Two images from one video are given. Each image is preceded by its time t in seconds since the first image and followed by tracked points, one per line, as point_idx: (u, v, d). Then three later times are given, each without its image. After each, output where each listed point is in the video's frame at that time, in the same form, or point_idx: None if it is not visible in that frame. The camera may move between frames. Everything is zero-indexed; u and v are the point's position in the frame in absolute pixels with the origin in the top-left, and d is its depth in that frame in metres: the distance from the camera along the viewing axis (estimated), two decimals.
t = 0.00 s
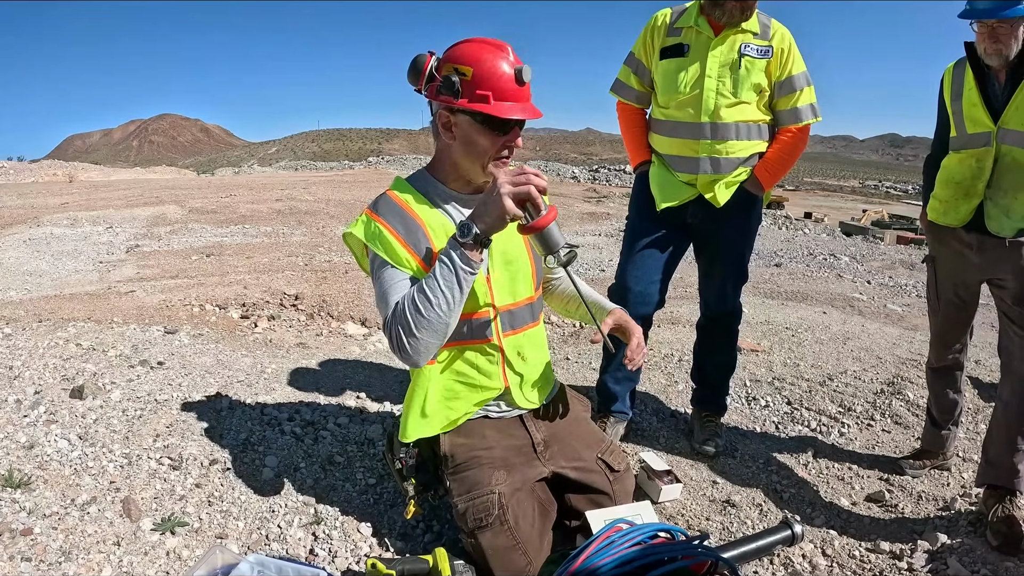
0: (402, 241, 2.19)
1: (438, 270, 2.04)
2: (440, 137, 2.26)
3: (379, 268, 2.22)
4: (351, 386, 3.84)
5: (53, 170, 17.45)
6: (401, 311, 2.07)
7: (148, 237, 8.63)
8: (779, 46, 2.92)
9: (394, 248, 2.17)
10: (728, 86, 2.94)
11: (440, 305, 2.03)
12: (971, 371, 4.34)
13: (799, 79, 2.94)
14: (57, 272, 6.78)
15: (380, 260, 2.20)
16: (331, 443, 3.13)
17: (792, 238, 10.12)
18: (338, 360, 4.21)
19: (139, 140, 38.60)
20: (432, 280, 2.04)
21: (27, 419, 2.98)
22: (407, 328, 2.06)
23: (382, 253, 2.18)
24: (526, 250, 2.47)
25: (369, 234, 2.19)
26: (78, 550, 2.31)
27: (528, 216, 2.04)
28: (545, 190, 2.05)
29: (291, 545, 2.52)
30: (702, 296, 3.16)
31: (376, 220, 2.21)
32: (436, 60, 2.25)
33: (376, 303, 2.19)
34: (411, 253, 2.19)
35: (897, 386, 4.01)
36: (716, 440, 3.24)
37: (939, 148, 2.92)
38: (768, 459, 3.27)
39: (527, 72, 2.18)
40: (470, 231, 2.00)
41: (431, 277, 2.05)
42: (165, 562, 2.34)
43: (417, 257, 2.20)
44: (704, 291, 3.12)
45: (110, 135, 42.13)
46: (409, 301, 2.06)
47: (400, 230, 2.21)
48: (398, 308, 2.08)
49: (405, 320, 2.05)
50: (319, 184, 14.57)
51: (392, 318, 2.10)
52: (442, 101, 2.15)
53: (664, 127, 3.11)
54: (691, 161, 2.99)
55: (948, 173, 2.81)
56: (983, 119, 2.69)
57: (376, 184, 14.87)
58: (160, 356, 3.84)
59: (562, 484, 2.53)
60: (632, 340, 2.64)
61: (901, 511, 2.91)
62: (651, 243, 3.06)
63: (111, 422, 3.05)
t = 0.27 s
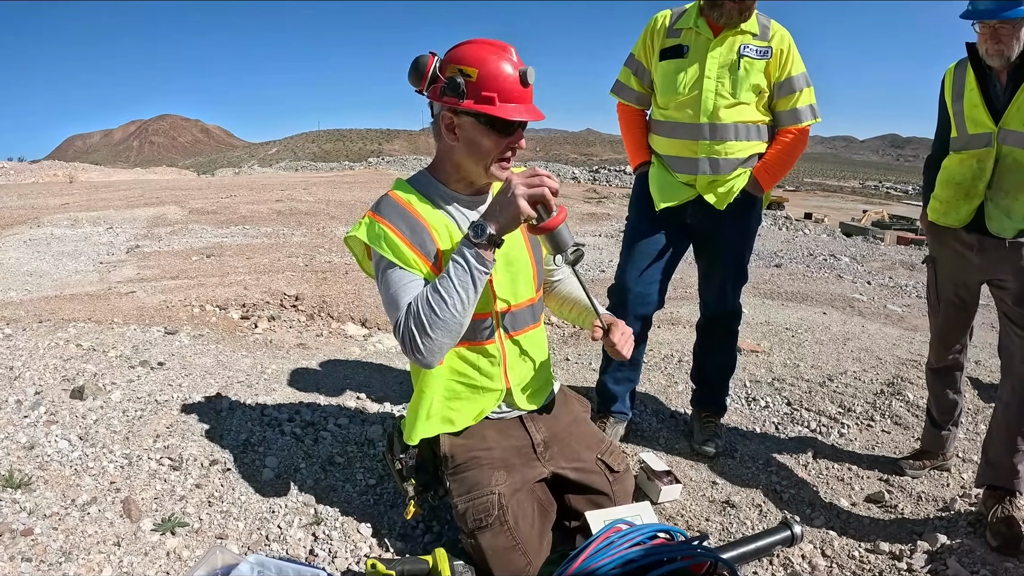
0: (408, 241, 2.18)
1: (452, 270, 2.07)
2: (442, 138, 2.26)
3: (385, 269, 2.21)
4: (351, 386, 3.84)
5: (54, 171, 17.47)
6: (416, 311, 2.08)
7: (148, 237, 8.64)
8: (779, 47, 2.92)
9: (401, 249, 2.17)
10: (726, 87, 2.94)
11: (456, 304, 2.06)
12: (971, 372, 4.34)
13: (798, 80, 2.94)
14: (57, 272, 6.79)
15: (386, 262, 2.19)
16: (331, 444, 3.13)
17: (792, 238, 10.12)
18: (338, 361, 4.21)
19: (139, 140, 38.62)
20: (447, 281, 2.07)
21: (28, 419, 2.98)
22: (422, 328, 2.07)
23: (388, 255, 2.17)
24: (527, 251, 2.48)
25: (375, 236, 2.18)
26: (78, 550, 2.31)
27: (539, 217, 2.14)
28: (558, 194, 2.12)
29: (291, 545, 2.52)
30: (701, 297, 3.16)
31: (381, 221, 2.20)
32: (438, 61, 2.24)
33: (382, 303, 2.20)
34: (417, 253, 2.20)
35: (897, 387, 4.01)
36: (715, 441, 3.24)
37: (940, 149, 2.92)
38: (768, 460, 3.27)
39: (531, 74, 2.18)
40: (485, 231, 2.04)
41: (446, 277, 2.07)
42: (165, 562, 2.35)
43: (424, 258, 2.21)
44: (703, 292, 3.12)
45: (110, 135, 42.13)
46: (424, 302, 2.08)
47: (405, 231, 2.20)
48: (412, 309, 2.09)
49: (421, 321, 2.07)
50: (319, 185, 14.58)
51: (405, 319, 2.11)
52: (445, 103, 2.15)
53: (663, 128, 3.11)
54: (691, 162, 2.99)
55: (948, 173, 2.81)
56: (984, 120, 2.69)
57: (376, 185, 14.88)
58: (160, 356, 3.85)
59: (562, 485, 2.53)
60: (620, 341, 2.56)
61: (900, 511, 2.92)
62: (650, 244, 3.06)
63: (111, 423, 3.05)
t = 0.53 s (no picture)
0: (406, 246, 2.17)
1: (469, 285, 2.07)
2: (441, 139, 2.26)
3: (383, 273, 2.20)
4: (350, 387, 3.84)
5: (54, 172, 17.49)
6: (425, 319, 2.08)
7: (147, 238, 8.64)
8: (778, 47, 2.91)
9: (399, 254, 2.15)
10: (726, 87, 2.93)
11: (468, 320, 2.07)
12: (972, 372, 4.33)
13: (798, 80, 2.94)
14: (57, 273, 6.79)
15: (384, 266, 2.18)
16: (330, 445, 3.13)
17: (792, 239, 10.12)
18: (337, 362, 4.21)
19: (139, 141, 38.64)
20: (464, 296, 2.06)
21: (27, 420, 2.98)
22: (429, 336, 2.07)
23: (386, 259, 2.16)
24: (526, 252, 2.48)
25: (372, 240, 2.16)
26: (76, 551, 2.31)
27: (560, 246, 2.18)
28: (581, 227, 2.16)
29: (289, 546, 2.52)
30: (701, 298, 3.16)
31: (379, 224, 2.18)
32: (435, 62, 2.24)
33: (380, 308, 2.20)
34: (416, 258, 2.18)
35: (897, 387, 4.00)
36: (715, 442, 3.23)
37: (940, 148, 2.92)
38: (768, 460, 3.26)
39: (530, 74, 2.19)
40: (508, 254, 2.06)
41: (462, 291, 2.07)
42: (164, 563, 2.34)
43: (423, 263, 2.20)
44: (703, 293, 3.12)
45: (111, 136, 42.16)
46: (435, 311, 2.07)
47: (403, 235, 2.19)
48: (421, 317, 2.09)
49: (431, 331, 2.06)
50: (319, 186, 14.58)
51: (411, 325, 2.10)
52: (445, 104, 2.15)
53: (663, 128, 3.11)
54: (690, 163, 2.99)
55: (948, 173, 2.81)
56: (984, 120, 2.68)
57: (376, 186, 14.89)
58: (160, 357, 3.84)
59: (561, 486, 2.52)
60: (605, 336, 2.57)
61: (900, 512, 2.91)
62: (649, 245, 3.06)
63: (110, 424, 3.05)
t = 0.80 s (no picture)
0: (403, 256, 2.17)
1: (478, 310, 2.12)
2: (441, 143, 2.25)
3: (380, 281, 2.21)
4: (350, 388, 3.83)
5: (54, 172, 17.51)
6: (427, 333, 2.13)
7: (147, 238, 8.64)
8: (779, 47, 2.91)
9: (397, 265, 2.16)
10: (726, 87, 2.93)
11: (471, 341, 2.13)
12: (972, 373, 4.33)
13: (799, 80, 2.93)
14: (56, 274, 6.79)
15: (381, 275, 2.18)
16: (329, 446, 3.12)
17: (792, 239, 10.11)
18: (337, 362, 4.21)
19: (139, 142, 38.65)
20: (471, 319, 2.12)
21: (26, 421, 2.97)
22: (430, 352, 2.12)
23: (384, 268, 2.16)
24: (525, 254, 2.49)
25: (369, 249, 2.16)
26: (75, 552, 2.30)
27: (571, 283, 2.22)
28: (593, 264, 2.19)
29: (288, 548, 2.51)
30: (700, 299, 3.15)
31: (376, 232, 2.18)
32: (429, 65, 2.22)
33: (377, 314, 2.22)
34: (413, 269, 2.19)
35: (897, 388, 4.00)
36: (715, 443, 3.23)
37: (939, 148, 2.91)
38: (768, 461, 3.26)
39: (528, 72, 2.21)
40: (520, 286, 2.10)
41: (471, 314, 2.12)
42: (162, 565, 2.33)
43: (420, 271, 2.20)
44: (702, 293, 3.11)
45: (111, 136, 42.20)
46: (440, 329, 2.12)
47: (401, 244, 2.18)
48: (422, 331, 2.13)
49: (433, 347, 2.12)
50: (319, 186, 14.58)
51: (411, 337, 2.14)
52: (446, 108, 2.15)
53: (662, 129, 3.10)
54: (690, 163, 2.99)
55: (948, 173, 2.80)
56: (984, 120, 2.68)
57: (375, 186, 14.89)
58: (159, 358, 3.84)
59: (560, 487, 2.52)
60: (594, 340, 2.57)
61: (900, 514, 2.90)
62: (649, 246, 3.05)
63: (109, 425, 3.04)
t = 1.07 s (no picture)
0: (409, 270, 2.17)
1: (482, 317, 2.14)
2: (444, 153, 2.23)
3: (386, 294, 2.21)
4: (349, 389, 3.84)
5: (54, 173, 17.52)
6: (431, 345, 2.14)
7: (147, 239, 8.64)
8: (777, 48, 2.91)
9: (403, 280, 2.16)
10: (724, 88, 2.93)
11: (476, 351, 2.15)
12: (971, 373, 4.32)
13: (797, 81, 2.94)
14: (56, 275, 6.80)
15: (387, 289, 2.18)
16: (328, 447, 3.13)
17: (792, 239, 10.12)
18: (336, 363, 4.21)
19: (139, 142, 38.66)
20: (475, 327, 2.14)
21: (25, 423, 2.97)
22: (436, 364, 2.13)
23: (389, 283, 2.16)
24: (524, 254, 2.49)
25: (374, 264, 2.16)
26: (74, 553, 2.30)
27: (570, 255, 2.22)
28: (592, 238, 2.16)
29: (287, 549, 2.51)
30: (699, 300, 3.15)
31: (380, 246, 2.17)
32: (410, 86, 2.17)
33: (382, 328, 2.22)
34: (419, 282, 2.19)
35: (896, 389, 4.00)
36: (714, 444, 3.23)
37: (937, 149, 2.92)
38: (767, 462, 3.26)
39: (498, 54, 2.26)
40: (522, 291, 2.11)
41: (473, 322, 2.14)
42: (161, 566, 2.33)
43: (425, 282, 2.21)
44: (700, 294, 3.12)
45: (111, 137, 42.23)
46: (444, 339, 2.14)
47: (406, 257, 2.18)
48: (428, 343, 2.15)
49: (439, 359, 2.13)
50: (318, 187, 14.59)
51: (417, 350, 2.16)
52: (455, 117, 2.14)
53: (661, 130, 3.11)
54: (689, 164, 2.99)
55: (947, 174, 2.81)
56: (982, 120, 2.68)
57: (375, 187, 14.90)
58: (159, 359, 3.84)
59: (559, 488, 2.52)
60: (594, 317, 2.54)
61: (899, 515, 2.91)
62: (648, 247, 3.06)
63: (108, 426, 3.04)
